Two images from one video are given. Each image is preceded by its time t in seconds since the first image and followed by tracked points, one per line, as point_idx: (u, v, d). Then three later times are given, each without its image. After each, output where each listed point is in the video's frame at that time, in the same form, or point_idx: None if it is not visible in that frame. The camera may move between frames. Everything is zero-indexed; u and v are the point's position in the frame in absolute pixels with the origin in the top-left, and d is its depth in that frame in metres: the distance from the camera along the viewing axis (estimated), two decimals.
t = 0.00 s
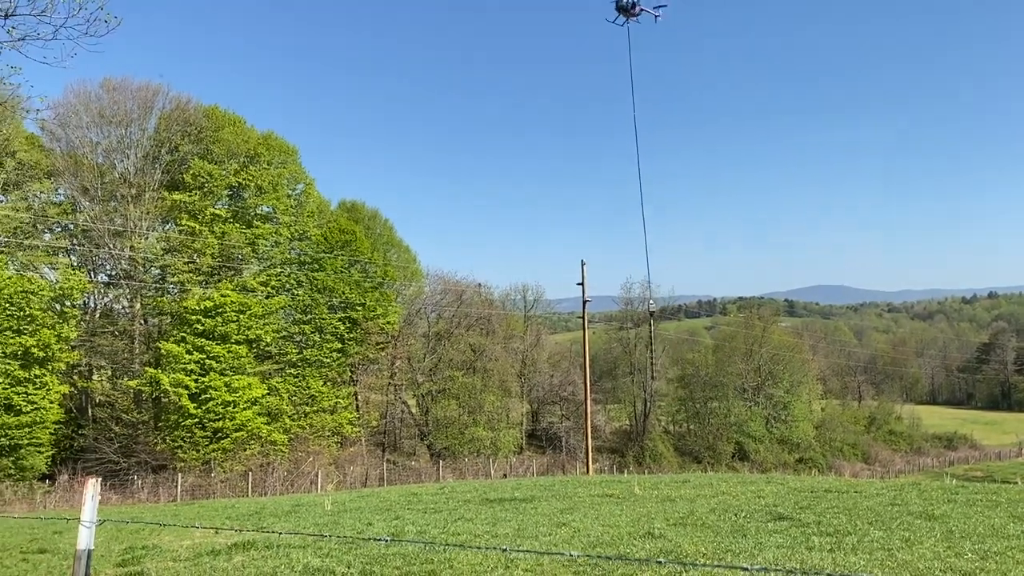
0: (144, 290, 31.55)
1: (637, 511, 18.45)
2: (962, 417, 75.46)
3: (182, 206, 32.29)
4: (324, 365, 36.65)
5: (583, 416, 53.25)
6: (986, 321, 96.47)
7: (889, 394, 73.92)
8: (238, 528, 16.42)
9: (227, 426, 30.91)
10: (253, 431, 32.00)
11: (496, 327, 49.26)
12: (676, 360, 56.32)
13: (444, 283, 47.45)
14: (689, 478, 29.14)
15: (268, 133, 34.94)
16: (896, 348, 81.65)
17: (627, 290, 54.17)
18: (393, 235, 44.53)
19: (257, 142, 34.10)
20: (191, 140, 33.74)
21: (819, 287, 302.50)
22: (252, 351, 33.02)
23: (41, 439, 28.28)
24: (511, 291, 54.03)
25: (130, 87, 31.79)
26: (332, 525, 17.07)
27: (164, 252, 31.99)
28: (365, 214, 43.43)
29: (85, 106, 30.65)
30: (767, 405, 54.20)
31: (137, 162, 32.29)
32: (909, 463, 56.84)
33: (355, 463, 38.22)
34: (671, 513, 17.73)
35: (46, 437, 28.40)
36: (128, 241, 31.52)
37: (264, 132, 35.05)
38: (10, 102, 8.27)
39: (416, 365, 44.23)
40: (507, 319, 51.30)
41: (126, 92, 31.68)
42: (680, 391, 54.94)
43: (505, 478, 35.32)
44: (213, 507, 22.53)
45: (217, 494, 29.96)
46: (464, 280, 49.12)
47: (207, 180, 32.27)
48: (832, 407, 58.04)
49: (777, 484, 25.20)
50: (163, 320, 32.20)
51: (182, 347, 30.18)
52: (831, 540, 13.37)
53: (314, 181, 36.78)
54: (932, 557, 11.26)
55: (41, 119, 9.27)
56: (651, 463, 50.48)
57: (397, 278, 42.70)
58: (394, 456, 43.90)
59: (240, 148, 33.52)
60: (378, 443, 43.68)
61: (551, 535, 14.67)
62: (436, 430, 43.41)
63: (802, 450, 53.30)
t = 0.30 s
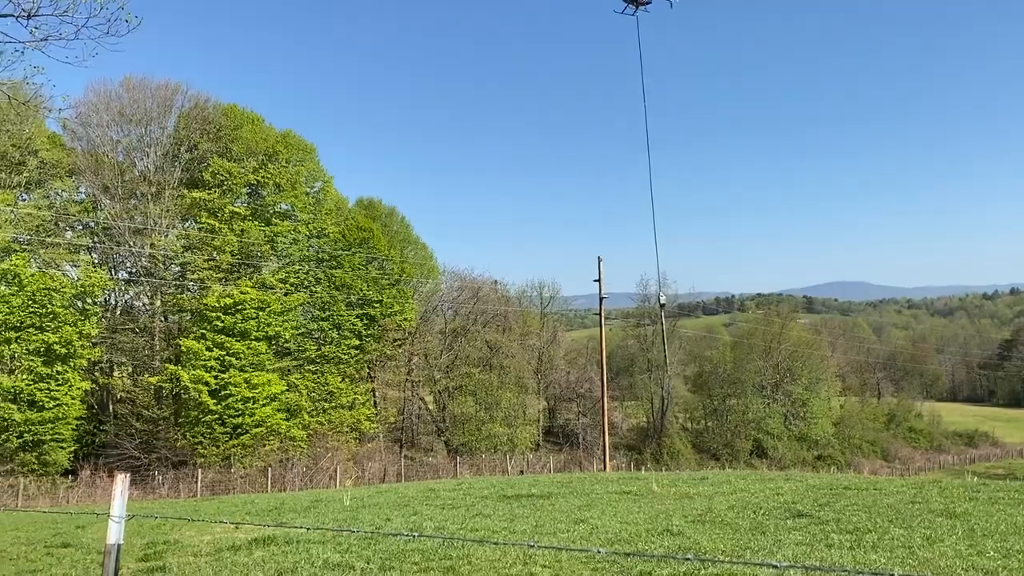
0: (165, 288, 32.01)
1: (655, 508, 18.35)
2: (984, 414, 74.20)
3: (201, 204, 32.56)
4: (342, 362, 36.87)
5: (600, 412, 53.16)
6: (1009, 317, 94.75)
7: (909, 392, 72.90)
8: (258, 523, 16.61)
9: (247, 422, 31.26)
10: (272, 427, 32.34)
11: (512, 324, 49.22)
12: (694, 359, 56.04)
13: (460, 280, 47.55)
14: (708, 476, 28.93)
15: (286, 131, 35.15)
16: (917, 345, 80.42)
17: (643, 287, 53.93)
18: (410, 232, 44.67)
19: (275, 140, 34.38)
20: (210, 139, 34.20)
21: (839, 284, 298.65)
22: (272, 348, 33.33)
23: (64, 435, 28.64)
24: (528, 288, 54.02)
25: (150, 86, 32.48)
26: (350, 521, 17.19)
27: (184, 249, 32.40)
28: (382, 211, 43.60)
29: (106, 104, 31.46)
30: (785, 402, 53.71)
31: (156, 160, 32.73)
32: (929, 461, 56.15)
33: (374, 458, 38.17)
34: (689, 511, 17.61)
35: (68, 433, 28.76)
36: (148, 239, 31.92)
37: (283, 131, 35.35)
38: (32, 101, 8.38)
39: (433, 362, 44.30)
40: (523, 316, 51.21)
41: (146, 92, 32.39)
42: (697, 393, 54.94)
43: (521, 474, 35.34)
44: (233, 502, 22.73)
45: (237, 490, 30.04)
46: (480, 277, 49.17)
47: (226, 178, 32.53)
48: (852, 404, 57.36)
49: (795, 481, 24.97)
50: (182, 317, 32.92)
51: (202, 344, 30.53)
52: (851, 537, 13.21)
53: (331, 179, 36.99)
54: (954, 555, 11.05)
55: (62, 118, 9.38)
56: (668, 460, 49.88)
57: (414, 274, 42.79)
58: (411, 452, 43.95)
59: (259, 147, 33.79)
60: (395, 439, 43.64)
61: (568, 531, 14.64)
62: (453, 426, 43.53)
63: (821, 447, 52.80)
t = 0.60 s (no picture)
0: (182, 284, 32.38)
1: (671, 506, 18.24)
2: (1004, 412, 73.05)
3: (218, 201, 32.88)
4: (358, 358, 36.96)
5: (616, 410, 52.98)
6: None
7: (928, 390, 71.91)
8: (275, 518, 16.80)
9: (263, 418, 31.53)
10: (289, 423, 32.55)
11: (527, 321, 49.18)
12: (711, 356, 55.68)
13: (476, 277, 47.57)
14: (724, 473, 28.74)
15: (302, 128, 35.30)
16: (936, 342, 79.25)
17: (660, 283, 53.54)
18: (426, 230, 44.75)
19: (292, 137, 34.55)
20: (227, 136, 34.47)
21: (857, 280, 295.09)
22: (288, 344, 33.53)
23: (83, 430, 28.99)
24: (543, 285, 53.93)
25: (167, 83, 32.78)
26: (367, 517, 17.30)
27: (201, 246, 32.73)
28: (398, 208, 43.69)
29: (124, 103, 31.79)
30: (802, 399, 53.22)
31: (174, 157, 33.10)
32: (948, 460, 55.48)
33: (389, 454, 38.31)
34: (706, 508, 17.48)
35: (88, 428, 29.11)
36: (166, 236, 32.33)
37: (299, 128, 35.50)
38: (52, 100, 8.44)
39: (449, 359, 44.27)
40: (539, 313, 51.14)
41: (163, 89, 32.72)
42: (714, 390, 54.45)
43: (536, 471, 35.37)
44: (250, 498, 22.95)
45: (254, 486, 30.40)
46: (495, 274, 49.16)
47: (243, 176, 32.80)
48: (869, 401, 56.75)
49: (812, 479, 24.72)
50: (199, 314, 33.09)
51: (219, 341, 30.86)
52: (869, 536, 13.06)
53: (347, 176, 37.12)
54: (973, 554, 10.89)
55: (81, 116, 9.44)
56: (685, 458, 49.67)
57: (430, 271, 42.88)
58: (427, 448, 43.86)
59: (275, 144, 33.98)
60: (412, 435, 43.76)
61: (584, 528, 14.59)
62: (468, 423, 43.63)
63: (838, 445, 52.26)
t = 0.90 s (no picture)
0: (199, 281, 32.74)
1: (686, 503, 18.12)
2: None
3: (235, 199, 33.19)
4: (373, 355, 37.13)
5: (631, 407, 52.73)
6: None
7: (947, 388, 70.93)
8: (290, 513, 16.95)
9: (279, 414, 31.79)
10: (304, 420, 32.78)
11: (542, 318, 49.12)
12: (727, 353, 55.28)
13: (490, 274, 47.55)
14: (739, 471, 28.56)
15: (318, 125, 35.47)
16: (954, 339, 78.07)
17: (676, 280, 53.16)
18: (440, 227, 44.84)
19: (307, 135, 34.69)
20: (243, 134, 34.75)
21: (875, 277, 291.36)
22: (304, 341, 33.75)
23: (101, 426, 29.33)
24: (558, 282, 53.78)
25: (184, 82, 33.11)
26: (381, 513, 17.37)
27: (218, 244, 33.15)
28: (412, 206, 43.81)
29: (142, 101, 32.13)
30: (819, 398, 52.68)
31: (191, 155, 33.47)
32: (967, 459, 54.71)
33: (405, 451, 38.45)
34: (721, 506, 17.38)
35: (105, 424, 29.49)
36: (183, 233, 32.71)
37: (315, 125, 35.66)
38: (70, 98, 8.51)
39: (463, 356, 44.29)
40: (553, 310, 51.04)
41: (180, 88, 33.06)
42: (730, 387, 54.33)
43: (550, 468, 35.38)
44: (267, 494, 23.14)
45: (270, 482, 30.70)
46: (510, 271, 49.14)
47: (259, 173, 33.05)
48: (886, 399, 56.07)
49: (828, 478, 24.46)
50: (216, 310, 33.47)
51: (236, 337, 31.14)
52: (885, 534, 12.90)
53: (363, 173, 37.25)
54: (992, 554, 10.73)
55: (99, 112, 9.51)
56: (700, 455, 49.90)
57: (444, 268, 42.94)
58: (442, 445, 43.84)
59: (291, 141, 34.17)
60: (427, 432, 43.78)
61: (599, 526, 14.54)
62: (483, 420, 43.72)
63: (855, 443, 51.66)
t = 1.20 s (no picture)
0: (214, 279, 33.02)
1: (698, 503, 18.00)
2: None
3: (249, 197, 33.44)
4: (386, 353, 37.24)
5: (644, 406, 52.59)
6: None
7: (963, 388, 70.04)
8: (303, 510, 17.05)
9: (293, 411, 31.98)
10: (318, 417, 32.96)
11: (554, 316, 49.01)
12: (740, 352, 54.91)
13: (503, 273, 47.51)
14: (752, 471, 28.28)
15: (332, 124, 35.59)
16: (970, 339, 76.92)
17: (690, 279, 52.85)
18: (453, 225, 44.86)
19: (321, 133, 34.83)
20: (257, 132, 34.96)
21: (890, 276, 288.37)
22: (317, 339, 33.91)
23: (116, 422, 29.67)
24: (571, 280, 53.65)
25: (199, 80, 33.41)
26: (394, 510, 17.41)
27: (232, 241, 33.45)
28: (426, 204, 43.88)
29: (158, 99, 32.48)
30: (833, 397, 52.18)
31: (205, 153, 33.76)
32: (984, 460, 53.96)
33: (417, 449, 38.56)
34: (734, 506, 17.27)
35: (121, 420, 29.79)
36: (197, 231, 33.03)
37: (329, 124, 35.81)
38: (86, 96, 8.54)
39: (476, 354, 44.24)
40: (566, 309, 50.90)
41: (195, 86, 33.33)
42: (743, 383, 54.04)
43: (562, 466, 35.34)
44: (279, 490, 23.27)
45: (284, 478, 30.98)
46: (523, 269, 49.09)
47: (273, 171, 33.26)
48: (901, 399, 55.46)
49: (842, 477, 24.19)
50: (230, 308, 33.76)
51: (250, 335, 31.37)
52: (900, 535, 12.74)
53: (376, 172, 37.32)
54: (1009, 555, 10.57)
55: (116, 113, 9.59)
56: (713, 454, 49.69)
57: (457, 267, 42.96)
58: (455, 443, 43.62)
59: (305, 140, 34.31)
60: (439, 430, 43.79)
61: (611, 524, 14.47)
62: (496, 418, 43.77)
63: (869, 443, 51.20)
